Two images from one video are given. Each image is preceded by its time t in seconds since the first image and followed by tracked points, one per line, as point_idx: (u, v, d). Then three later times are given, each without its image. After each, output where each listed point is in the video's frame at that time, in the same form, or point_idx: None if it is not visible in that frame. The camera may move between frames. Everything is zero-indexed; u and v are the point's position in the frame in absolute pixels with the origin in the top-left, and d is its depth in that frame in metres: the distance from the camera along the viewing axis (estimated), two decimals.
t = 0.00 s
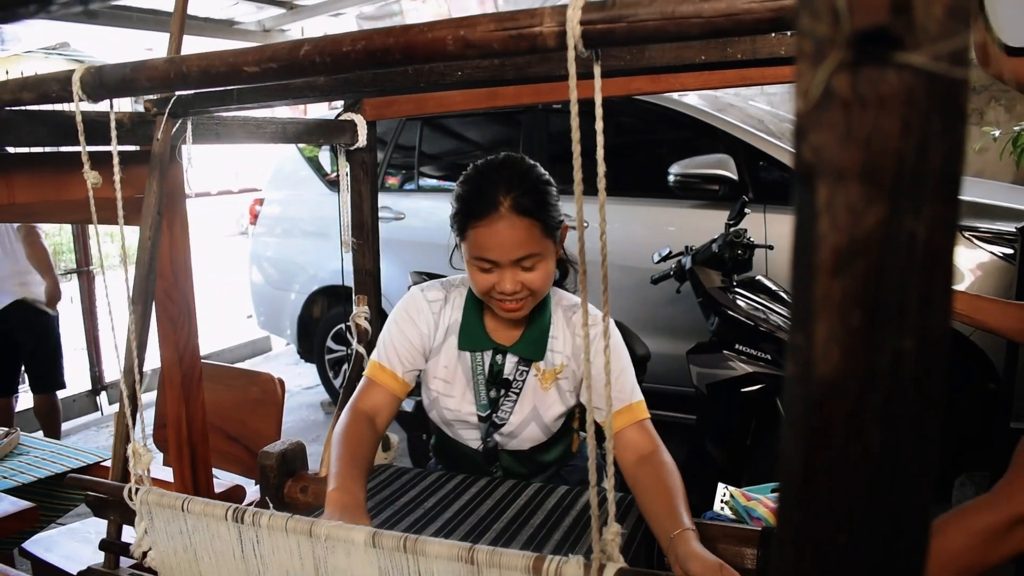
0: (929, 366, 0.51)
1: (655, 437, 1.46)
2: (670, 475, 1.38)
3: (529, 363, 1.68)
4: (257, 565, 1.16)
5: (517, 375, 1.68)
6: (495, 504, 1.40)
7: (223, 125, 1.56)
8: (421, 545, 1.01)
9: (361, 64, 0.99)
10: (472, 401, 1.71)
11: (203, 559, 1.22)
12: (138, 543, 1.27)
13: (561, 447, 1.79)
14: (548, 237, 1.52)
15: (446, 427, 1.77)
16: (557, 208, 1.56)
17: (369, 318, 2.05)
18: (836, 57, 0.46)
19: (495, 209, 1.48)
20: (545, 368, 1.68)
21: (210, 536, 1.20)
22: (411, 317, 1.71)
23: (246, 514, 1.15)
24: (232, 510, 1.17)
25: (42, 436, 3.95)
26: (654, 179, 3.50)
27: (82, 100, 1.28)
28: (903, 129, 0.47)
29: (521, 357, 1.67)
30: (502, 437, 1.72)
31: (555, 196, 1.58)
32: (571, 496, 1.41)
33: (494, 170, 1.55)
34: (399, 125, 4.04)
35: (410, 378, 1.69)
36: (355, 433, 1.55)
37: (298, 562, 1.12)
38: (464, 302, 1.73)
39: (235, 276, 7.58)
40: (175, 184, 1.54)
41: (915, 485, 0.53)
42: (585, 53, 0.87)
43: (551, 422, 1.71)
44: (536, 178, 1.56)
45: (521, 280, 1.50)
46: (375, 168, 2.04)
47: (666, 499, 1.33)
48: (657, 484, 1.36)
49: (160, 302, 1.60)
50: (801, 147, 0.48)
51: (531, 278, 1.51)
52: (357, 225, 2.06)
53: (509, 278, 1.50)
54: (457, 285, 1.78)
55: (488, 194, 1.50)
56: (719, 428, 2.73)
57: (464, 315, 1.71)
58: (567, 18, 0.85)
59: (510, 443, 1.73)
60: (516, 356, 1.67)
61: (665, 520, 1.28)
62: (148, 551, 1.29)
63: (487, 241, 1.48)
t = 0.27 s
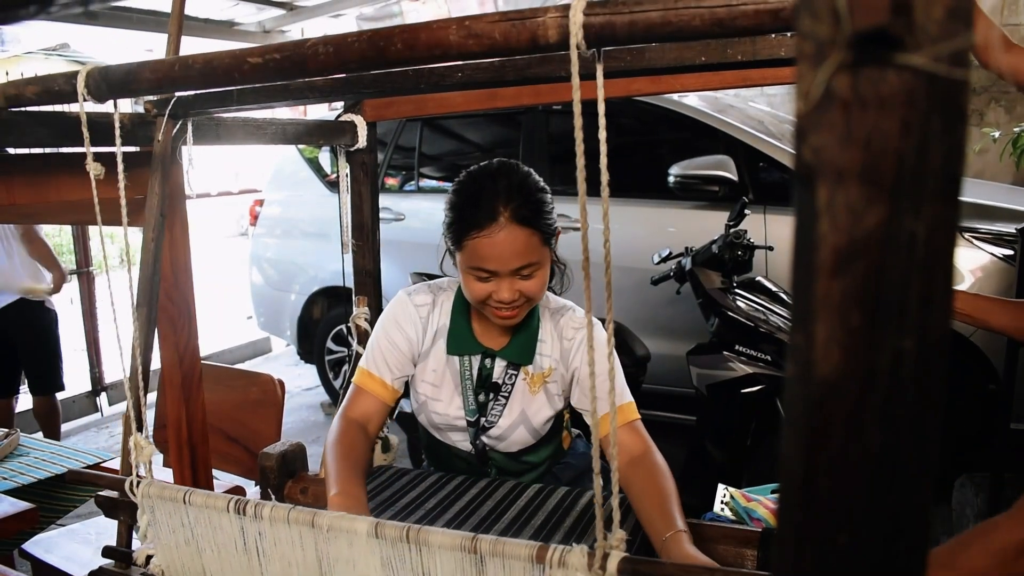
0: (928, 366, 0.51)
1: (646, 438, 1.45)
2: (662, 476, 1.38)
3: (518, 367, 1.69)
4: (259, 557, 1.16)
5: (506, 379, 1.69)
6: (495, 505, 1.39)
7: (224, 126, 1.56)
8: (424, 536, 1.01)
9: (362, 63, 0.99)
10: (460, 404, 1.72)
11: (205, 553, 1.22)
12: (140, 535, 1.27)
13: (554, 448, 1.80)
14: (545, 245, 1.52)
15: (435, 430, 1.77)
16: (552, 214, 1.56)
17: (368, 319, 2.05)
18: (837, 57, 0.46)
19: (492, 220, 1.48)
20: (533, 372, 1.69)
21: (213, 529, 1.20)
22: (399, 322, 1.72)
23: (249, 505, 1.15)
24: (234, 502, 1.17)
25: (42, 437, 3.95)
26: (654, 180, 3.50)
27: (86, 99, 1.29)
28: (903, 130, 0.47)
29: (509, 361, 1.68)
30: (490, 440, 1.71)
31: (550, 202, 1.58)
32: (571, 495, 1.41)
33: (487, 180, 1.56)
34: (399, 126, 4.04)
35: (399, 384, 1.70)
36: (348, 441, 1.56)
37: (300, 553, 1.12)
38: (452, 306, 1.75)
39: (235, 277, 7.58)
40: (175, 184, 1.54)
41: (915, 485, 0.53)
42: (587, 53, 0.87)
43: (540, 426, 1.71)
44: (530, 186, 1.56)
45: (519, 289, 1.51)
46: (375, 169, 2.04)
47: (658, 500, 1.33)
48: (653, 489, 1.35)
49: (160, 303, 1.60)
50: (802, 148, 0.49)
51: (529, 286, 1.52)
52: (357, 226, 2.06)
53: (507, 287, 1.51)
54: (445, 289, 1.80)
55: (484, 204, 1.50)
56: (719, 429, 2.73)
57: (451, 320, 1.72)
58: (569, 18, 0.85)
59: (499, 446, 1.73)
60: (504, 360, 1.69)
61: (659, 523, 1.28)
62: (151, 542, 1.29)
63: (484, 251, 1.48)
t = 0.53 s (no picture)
0: (928, 367, 0.51)
1: (644, 437, 1.45)
2: (660, 476, 1.37)
3: (518, 370, 1.69)
4: (256, 557, 1.16)
5: (505, 382, 1.69)
6: (494, 506, 1.39)
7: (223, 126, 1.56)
8: (419, 535, 1.01)
9: (362, 63, 0.99)
10: (460, 407, 1.72)
11: (202, 552, 1.22)
12: (137, 534, 1.27)
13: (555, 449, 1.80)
14: (534, 243, 1.52)
15: (437, 432, 1.78)
16: (540, 212, 1.55)
17: (368, 319, 2.05)
18: (835, 58, 0.46)
19: (477, 222, 1.48)
20: (533, 374, 1.69)
21: (210, 529, 1.20)
22: (401, 325, 1.72)
23: (245, 505, 1.15)
24: (230, 501, 1.17)
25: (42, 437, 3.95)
26: (654, 180, 3.50)
27: (87, 100, 1.29)
28: (902, 130, 0.47)
29: (509, 365, 1.68)
30: (491, 442, 1.72)
31: (536, 200, 1.57)
32: (570, 496, 1.41)
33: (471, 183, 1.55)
34: (399, 127, 4.04)
35: (402, 386, 1.71)
36: (352, 444, 1.58)
37: (296, 553, 1.12)
38: (452, 309, 1.75)
39: (235, 277, 7.58)
40: (175, 185, 1.54)
41: (914, 485, 0.53)
42: (587, 53, 0.87)
43: (540, 428, 1.71)
44: (515, 185, 1.56)
45: (509, 289, 1.51)
46: (375, 169, 2.04)
47: (657, 500, 1.32)
48: (650, 488, 1.35)
49: (160, 303, 1.60)
50: (801, 148, 0.49)
51: (519, 286, 1.52)
52: (357, 226, 2.06)
53: (498, 288, 1.51)
54: (446, 291, 1.80)
55: (469, 207, 1.50)
56: (719, 429, 2.73)
57: (451, 324, 1.72)
58: (569, 18, 0.85)
59: (500, 448, 1.73)
60: (504, 363, 1.69)
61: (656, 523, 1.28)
62: (147, 541, 1.29)
63: (471, 254, 1.48)
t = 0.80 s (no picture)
0: (930, 367, 0.51)
1: (644, 440, 1.45)
2: (660, 480, 1.37)
3: (519, 376, 1.69)
4: (257, 558, 1.16)
5: (507, 388, 1.69)
6: (495, 506, 1.39)
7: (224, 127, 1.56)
8: (421, 536, 1.01)
9: (362, 63, 0.99)
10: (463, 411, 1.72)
11: (203, 553, 1.22)
12: (138, 535, 1.27)
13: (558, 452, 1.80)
14: (533, 257, 1.51)
15: (441, 435, 1.78)
16: (539, 225, 1.55)
17: (369, 320, 2.05)
18: (836, 59, 0.46)
19: (474, 238, 1.47)
20: (534, 380, 1.69)
21: (211, 530, 1.20)
22: (405, 326, 1.73)
23: (246, 505, 1.15)
24: (232, 502, 1.17)
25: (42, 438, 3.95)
26: (654, 181, 3.50)
27: (87, 101, 1.29)
28: (903, 131, 0.47)
29: (510, 371, 1.68)
30: (495, 446, 1.72)
31: (535, 213, 1.57)
32: (570, 497, 1.41)
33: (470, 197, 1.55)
34: (399, 127, 4.04)
35: (406, 388, 1.71)
36: (356, 442, 1.58)
37: (297, 554, 1.12)
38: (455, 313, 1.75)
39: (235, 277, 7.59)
40: (175, 185, 1.54)
41: (915, 485, 0.53)
42: (588, 53, 0.87)
43: (542, 433, 1.71)
44: (513, 199, 1.55)
45: (507, 303, 1.51)
46: (375, 170, 2.04)
47: (656, 504, 1.32)
48: (650, 493, 1.35)
49: (160, 303, 1.60)
50: (802, 149, 0.49)
51: (517, 300, 1.52)
52: (358, 226, 2.06)
53: (496, 302, 1.51)
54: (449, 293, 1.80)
55: (466, 222, 1.49)
56: (719, 429, 2.73)
57: (454, 329, 1.73)
58: (570, 18, 0.85)
59: (503, 452, 1.73)
60: (505, 370, 1.69)
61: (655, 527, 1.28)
62: (148, 542, 1.29)
63: (469, 269, 1.48)
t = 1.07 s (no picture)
0: (930, 367, 0.51)
1: (643, 444, 1.44)
2: (658, 484, 1.37)
3: (519, 380, 1.69)
4: (257, 558, 1.16)
5: (506, 391, 1.69)
6: (494, 507, 1.39)
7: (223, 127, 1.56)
8: (420, 536, 1.01)
9: (361, 63, 0.99)
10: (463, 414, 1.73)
11: (202, 553, 1.22)
12: (138, 535, 1.27)
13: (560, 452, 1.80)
14: (527, 264, 1.51)
15: (442, 436, 1.79)
16: (534, 230, 1.54)
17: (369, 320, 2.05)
18: (836, 59, 0.46)
19: (468, 243, 1.47)
20: (533, 384, 1.69)
21: (210, 529, 1.20)
22: (405, 328, 1.73)
23: (246, 506, 1.15)
24: (231, 503, 1.17)
25: (42, 438, 3.95)
26: (653, 181, 3.50)
27: (87, 101, 1.29)
28: (903, 131, 0.47)
29: (510, 375, 1.68)
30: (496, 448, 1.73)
31: (531, 217, 1.56)
32: (570, 497, 1.41)
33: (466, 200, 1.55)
34: (399, 127, 4.04)
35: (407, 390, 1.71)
36: (356, 443, 1.58)
37: (297, 554, 1.12)
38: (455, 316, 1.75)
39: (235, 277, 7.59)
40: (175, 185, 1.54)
41: (915, 485, 0.53)
42: (587, 53, 0.87)
43: (542, 436, 1.71)
44: (509, 203, 1.55)
45: (501, 308, 1.51)
46: (375, 170, 2.04)
47: (653, 507, 1.32)
48: (648, 496, 1.35)
49: (160, 303, 1.60)
50: (801, 148, 0.49)
51: (511, 304, 1.52)
52: (357, 227, 2.06)
53: (490, 307, 1.51)
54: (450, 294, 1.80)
55: (460, 227, 1.49)
56: (719, 429, 2.73)
57: (453, 332, 1.73)
58: (569, 19, 0.85)
59: (503, 454, 1.74)
60: (505, 374, 1.69)
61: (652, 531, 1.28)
62: (148, 542, 1.29)
63: (462, 274, 1.48)
